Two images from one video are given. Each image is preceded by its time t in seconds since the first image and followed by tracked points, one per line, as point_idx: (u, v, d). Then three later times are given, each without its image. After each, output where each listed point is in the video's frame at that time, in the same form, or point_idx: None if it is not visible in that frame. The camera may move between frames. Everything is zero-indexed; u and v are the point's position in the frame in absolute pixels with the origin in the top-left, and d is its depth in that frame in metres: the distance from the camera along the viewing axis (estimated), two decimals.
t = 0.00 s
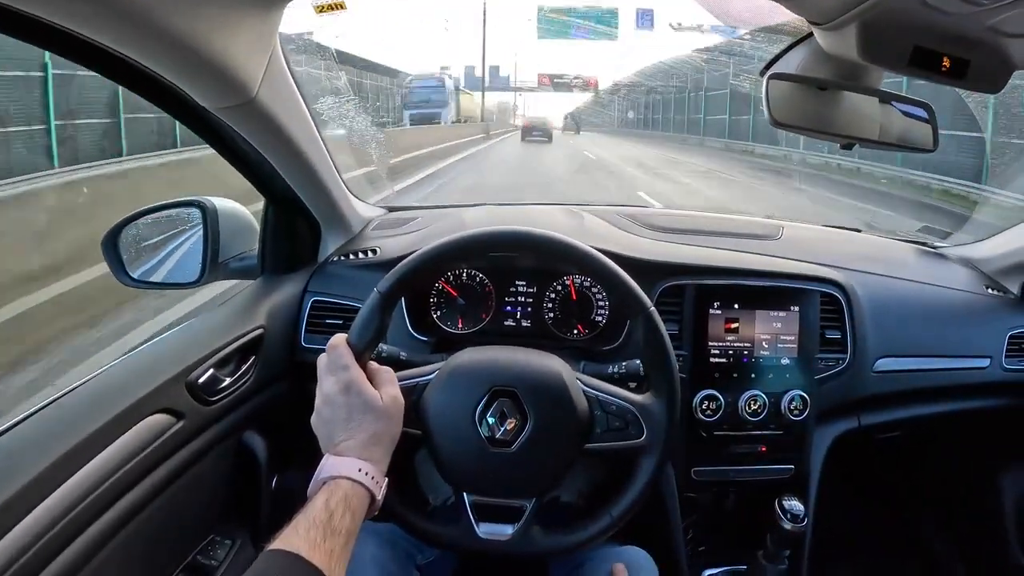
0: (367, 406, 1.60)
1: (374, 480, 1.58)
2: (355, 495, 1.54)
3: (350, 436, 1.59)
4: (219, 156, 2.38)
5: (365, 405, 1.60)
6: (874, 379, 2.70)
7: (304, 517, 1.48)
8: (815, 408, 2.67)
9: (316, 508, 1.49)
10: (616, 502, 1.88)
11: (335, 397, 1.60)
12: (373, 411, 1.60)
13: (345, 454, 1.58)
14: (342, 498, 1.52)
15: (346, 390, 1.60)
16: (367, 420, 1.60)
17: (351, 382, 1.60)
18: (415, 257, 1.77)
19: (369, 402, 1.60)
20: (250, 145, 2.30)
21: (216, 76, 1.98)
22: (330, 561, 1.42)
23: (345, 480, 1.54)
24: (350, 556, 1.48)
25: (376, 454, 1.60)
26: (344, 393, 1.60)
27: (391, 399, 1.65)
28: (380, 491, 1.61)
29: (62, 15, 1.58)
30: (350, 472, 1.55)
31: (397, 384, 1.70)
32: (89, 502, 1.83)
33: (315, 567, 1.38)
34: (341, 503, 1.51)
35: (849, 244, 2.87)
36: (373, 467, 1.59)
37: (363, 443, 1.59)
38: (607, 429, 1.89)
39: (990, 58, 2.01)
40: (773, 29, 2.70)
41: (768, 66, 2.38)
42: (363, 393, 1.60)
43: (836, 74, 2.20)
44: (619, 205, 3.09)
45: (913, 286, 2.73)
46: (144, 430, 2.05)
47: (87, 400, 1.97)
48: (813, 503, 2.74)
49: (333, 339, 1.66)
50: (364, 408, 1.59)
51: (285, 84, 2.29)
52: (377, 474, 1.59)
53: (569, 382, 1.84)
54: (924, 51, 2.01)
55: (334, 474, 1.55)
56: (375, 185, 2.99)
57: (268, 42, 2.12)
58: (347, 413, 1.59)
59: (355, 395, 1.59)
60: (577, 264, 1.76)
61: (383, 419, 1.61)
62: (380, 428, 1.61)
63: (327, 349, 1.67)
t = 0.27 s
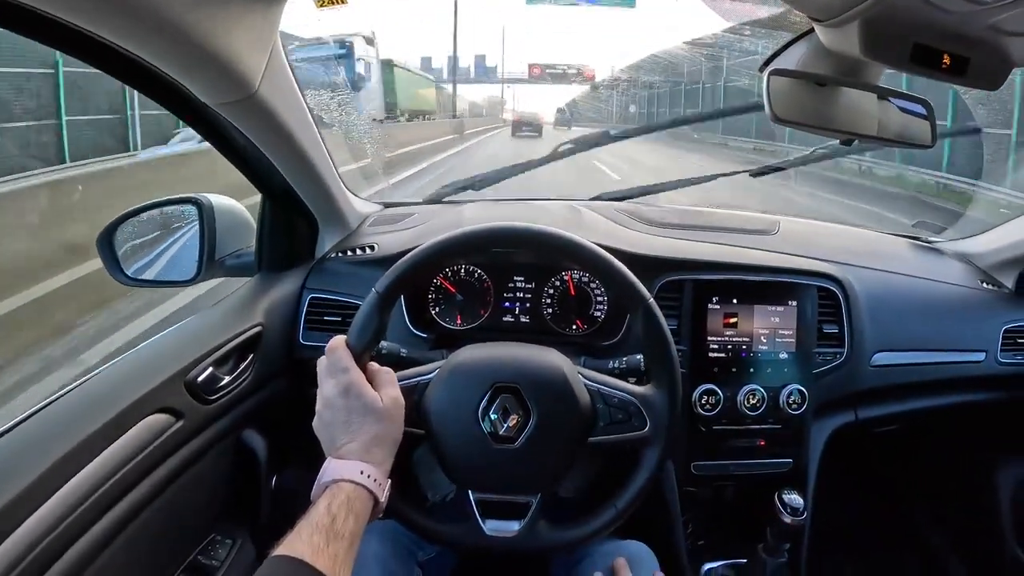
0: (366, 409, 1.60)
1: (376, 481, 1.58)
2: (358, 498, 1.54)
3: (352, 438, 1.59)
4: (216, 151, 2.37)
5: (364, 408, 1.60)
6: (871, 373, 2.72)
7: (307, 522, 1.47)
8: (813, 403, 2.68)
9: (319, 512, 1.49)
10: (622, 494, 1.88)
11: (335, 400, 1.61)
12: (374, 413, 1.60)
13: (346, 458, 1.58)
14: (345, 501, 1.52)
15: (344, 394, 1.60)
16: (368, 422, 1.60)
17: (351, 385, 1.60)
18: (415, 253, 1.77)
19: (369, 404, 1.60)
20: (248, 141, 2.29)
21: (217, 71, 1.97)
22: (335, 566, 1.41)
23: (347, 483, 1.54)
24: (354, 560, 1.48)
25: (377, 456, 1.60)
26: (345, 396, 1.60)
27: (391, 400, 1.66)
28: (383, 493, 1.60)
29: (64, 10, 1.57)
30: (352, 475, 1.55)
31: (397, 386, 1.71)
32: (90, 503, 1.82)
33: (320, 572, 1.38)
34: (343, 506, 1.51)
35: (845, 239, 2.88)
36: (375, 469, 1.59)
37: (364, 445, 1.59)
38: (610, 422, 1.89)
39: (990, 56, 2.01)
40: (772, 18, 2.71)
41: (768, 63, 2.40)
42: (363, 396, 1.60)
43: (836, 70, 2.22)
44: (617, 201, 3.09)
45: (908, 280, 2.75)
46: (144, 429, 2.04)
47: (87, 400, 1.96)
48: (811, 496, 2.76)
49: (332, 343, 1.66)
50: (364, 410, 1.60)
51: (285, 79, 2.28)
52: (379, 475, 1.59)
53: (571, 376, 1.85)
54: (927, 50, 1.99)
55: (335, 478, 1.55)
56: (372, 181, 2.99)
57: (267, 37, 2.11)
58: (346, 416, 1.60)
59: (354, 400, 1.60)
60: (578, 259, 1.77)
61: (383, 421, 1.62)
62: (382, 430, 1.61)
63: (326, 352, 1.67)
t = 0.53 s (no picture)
0: (363, 409, 1.61)
1: (374, 480, 1.59)
2: (357, 498, 1.55)
3: (351, 439, 1.59)
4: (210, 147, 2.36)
5: (361, 408, 1.61)
6: (865, 365, 2.73)
7: (308, 523, 1.47)
8: (807, 395, 2.69)
9: (318, 513, 1.49)
10: (622, 484, 1.89)
11: (331, 400, 1.60)
12: (371, 413, 1.61)
13: (346, 458, 1.58)
14: (344, 501, 1.53)
15: (341, 394, 1.60)
16: (366, 422, 1.61)
17: (347, 385, 1.60)
18: (410, 249, 1.77)
19: (366, 404, 1.61)
20: (243, 137, 2.28)
21: (212, 67, 1.97)
22: (335, 565, 1.42)
23: (347, 483, 1.55)
24: (355, 558, 1.49)
25: (377, 456, 1.61)
26: (342, 396, 1.60)
27: (388, 398, 1.66)
28: (382, 492, 1.61)
29: (60, 6, 1.56)
30: (351, 475, 1.56)
31: (393, 384, 1.71)
32: (88, 501, 1.81)
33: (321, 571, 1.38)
34: (342, 506, 1.52)
35: (838, 232, 2.89)
36: (374, 469, 1.60)
37: (363, 445, 1.59)
38: (608, 412, 1.90)
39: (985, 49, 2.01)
40: (764, 8, 2.73)
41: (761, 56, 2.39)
42: (360, 396, 1.60)
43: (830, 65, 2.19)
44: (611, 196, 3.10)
45: (902, 272, 2.76)
46: (141, 427, 2.03)
47: (84, 398, 1.96)
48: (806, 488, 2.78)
49: (327, 343, 1.65)
50: (361, 410, 1.60)
51: (278, 73, 2.27)
52: (378, 475, 1.60)
53: (567, 368, 1.85)
54: (922, 43, 1.99)
55: (334, 479, 1.56)
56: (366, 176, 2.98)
57: (261, 33, 2.10)
58: (345, 416, 1.60)
59: (352, 399, 1.60)
60: (573, 252, 1.78)
61: (381, 421, 1.62)
62: (380, 430, 1.62)
63: (321, 354, 1.66)
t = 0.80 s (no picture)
0: (339, 410, 1.59)
1: (348, 481, 1.56)
2: (330, 499, 1.52)
3: (324, 439, 1.57)
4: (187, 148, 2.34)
5: (336, 409, 1.59)
6: (852, 364, 2.71)
7: (280, 524, 1.45)
8: (793, 394, 2.67)
9: (291, 514, 1.47)
10: (599, 486, 1.87)
11: (305, 401, 1.58)
12: (344, 414, 1.59)
13: (319, 459, 1.56)
14: (316, 502, 1.50)
15: (316, 394, 1.58)
16: (340, 423, 1.59)
17: (321, 386, 1.59)
18: (382, 250, 1.75)
19: (340, 405, 1.59)
20: (219, 137, 2.26)
21: (182, 66, 1.95)
22: (307, 568, 1.39)
23: (319, 484, 1.53)
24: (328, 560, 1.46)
25: (350, 457, 1.59)
26: (316, 397, 1.58)
27: (362, 399, 1.64)
28: (357, 494, 1.59)
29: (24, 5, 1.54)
30: (324, 476, 1.53)
31: (368, 385, 1.69)
32: (61, 503, 1.79)
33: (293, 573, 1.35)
34: (314, 507, 1.49)
35: (825, 230, 2.87)
36: (348, 470, 1.57)
37: (337, 446, 1.57)
38: (585, 412, 1.86)
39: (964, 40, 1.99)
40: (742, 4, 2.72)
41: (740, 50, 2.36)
42: (334, 396, 1.59)
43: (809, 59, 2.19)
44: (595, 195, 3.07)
45: (889, 270, 2.74)
46: (117, 429, 2.01)
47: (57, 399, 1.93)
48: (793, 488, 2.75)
49: (302, 345, 1.64)
50: (336, 411, 1.58)
51: (252, 72, 2.25)
52: (353, 476, 1.58)
53: (542, 367, 1.83)
54: (900, 35, 1.97)
55: (307, 480, 1.53)
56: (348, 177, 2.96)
57: (230, 32, 2.08)
58: (318, 416, 1.58)
59: (326, 400, 1.58)
60: (547, 250, 1.76)
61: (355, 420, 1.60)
62: (353, 430, 1.60)
63: (296, 354, 1.65)
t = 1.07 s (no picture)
0: (319, 404, 1.55)
1: (328, 476, 1.52)
2: (309, 494, 1.48)
3: (303, 433, 1.54)
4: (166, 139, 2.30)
5: (316, 403, 1.55)
6: (845, 357, 2.67)
7: (256, 519, 1.41)
8: (785, 388, 2.63)
9: (268, 510, 1.43)
10: (585, 481, 1.83)
11: (285, 395, 1.55)
12: (324, 407, 1.55)
13: (298, 453, 1.52)
14: (294, 497, 1.47)
15: (295, 388, 1.55)
16: (319, 416, 1.55)
17: (301, 379, 1.56)
18: (362, 240, 1.72)
19: (320, 399, 1.56)
20: (197, 127, 2.22)
21: (155, 53, 1.90)
22: (282, 564, 1.35)
23: (297, 479, 1.49)
24: (305, 557, 1.42)
25: (331, 451, 1.55)
26: (296, 390, 1.55)
27: (343, 392, 1.61)
28: (336, 489, 1.55)
29: None
30: (303, 471, 1.49)
31: (349, 378, 1.66)
32: (37, 500, 1.75)
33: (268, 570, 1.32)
34: (292, 502, 1.45)
35: (818, 222, 2.84)
36: (327, 464, 1.53)
37: (316, 439, 1.53)
38: (570, 405, 1.82)
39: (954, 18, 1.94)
40: None
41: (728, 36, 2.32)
42: (314, 389, 1.55)
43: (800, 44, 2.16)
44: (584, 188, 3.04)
45: (883, 262, 2.70)
46: (97, 423, 1.98)
47: (32, 394, 1.90)
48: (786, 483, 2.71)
49: (282, 339, 1.61)
50: (315, 404, 1.54)
51: (231, 62, 2.20)
52: (333, 471, 1.54)
53: (526, 359, 1.80)
54: (889, 15, 1.90)
55: (286, 475, 1.50)
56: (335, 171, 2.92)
57: (201, 17, 2.01)
58: (298, 410, 1.54)
59: (305, 393, 1.55)
60: (530, 239, 1.72)
61: (335, 414, 1.56)
62: (333, 424, 1.56)
63: (277, 348, 1.63)
